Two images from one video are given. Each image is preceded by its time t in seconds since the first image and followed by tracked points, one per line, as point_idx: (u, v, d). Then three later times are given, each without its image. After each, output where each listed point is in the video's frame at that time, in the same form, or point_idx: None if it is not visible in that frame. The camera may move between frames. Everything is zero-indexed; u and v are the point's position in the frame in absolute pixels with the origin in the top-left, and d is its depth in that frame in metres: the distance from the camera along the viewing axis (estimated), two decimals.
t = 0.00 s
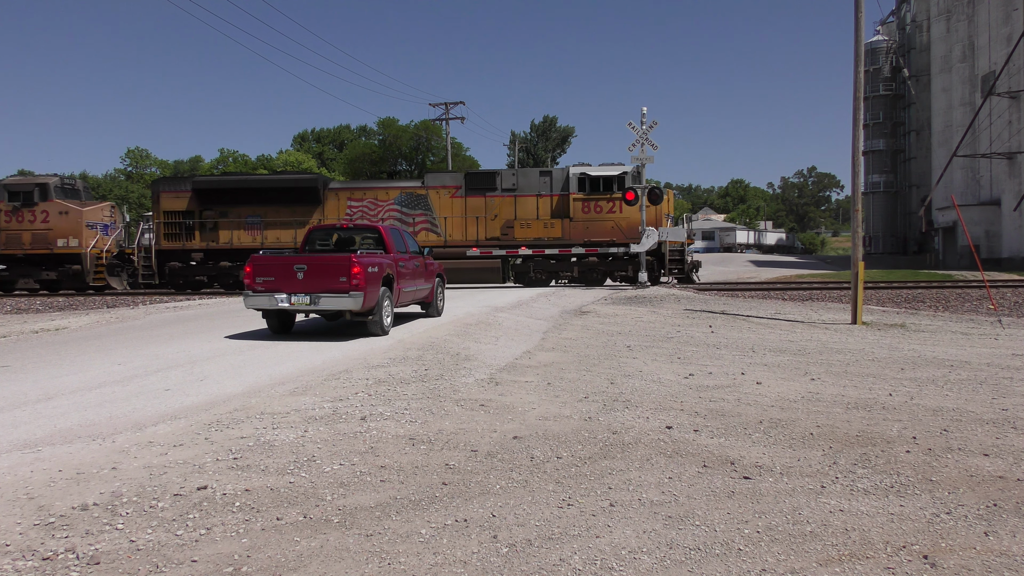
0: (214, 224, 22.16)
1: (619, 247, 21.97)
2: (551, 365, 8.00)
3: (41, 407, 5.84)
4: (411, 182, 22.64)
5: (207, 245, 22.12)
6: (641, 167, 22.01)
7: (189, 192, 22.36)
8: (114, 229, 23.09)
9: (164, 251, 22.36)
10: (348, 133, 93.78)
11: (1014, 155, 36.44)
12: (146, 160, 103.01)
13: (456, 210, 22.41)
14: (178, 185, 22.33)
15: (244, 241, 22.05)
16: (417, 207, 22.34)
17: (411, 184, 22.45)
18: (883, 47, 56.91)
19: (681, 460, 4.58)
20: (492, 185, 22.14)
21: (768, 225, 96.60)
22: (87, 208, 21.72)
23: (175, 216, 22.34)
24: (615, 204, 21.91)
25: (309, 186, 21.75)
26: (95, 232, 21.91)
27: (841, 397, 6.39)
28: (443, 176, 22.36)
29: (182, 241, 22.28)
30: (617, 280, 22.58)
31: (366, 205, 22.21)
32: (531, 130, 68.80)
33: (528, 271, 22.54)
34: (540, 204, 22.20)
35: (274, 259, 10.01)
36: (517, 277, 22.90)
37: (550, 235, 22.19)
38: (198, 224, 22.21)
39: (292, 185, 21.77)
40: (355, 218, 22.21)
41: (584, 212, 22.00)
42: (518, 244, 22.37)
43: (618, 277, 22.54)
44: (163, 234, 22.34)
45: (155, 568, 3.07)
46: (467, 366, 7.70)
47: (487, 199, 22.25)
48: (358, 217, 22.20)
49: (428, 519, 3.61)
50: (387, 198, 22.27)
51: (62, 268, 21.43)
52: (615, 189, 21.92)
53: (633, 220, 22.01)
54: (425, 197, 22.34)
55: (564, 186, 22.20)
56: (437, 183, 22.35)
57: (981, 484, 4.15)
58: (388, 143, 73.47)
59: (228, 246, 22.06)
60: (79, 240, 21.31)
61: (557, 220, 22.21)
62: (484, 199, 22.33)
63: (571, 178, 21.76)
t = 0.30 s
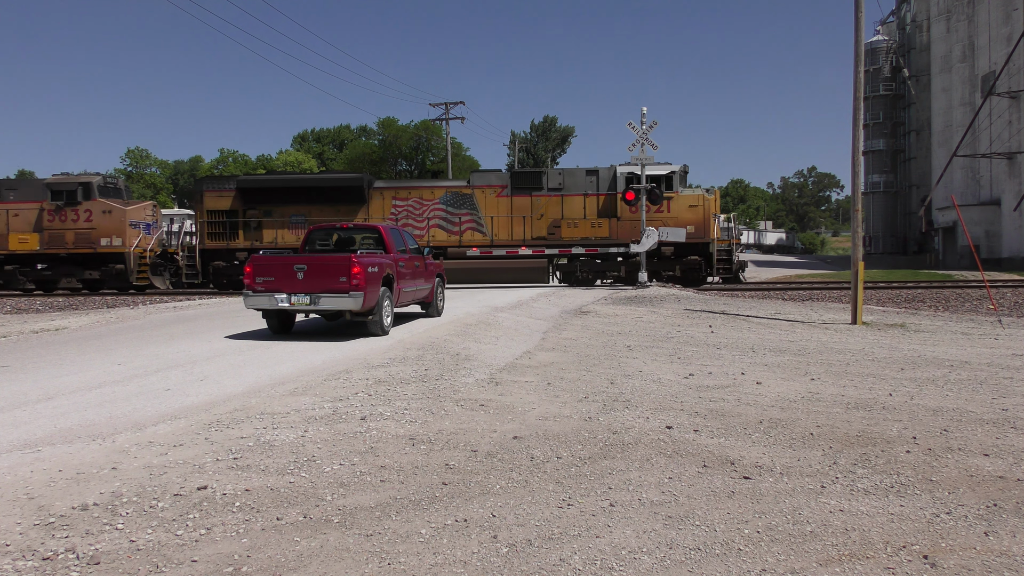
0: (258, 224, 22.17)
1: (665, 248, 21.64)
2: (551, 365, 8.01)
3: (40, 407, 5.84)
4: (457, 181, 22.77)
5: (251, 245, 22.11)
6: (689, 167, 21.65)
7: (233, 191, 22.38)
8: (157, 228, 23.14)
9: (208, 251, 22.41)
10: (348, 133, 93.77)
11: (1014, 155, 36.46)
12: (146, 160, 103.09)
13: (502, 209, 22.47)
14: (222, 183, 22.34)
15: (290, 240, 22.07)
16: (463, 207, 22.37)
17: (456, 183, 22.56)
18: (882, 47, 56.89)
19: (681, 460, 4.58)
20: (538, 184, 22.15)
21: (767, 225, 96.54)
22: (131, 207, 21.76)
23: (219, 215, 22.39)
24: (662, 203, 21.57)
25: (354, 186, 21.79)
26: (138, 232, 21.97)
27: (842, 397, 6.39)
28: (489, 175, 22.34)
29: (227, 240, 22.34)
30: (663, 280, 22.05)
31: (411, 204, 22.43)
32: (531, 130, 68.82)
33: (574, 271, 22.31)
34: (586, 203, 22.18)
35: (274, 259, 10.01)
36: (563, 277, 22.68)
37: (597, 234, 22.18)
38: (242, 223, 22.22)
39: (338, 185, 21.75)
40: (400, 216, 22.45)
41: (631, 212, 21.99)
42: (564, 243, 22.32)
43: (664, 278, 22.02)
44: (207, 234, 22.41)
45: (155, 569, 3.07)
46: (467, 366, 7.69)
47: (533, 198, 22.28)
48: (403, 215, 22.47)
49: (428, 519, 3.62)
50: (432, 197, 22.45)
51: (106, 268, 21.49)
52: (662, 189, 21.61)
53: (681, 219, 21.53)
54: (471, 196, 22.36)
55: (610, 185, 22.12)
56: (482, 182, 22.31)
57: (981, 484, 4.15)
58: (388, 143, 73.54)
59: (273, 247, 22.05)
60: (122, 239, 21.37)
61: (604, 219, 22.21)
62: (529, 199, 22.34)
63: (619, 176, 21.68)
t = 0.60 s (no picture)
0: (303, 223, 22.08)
1: (714, 248, 21.38)
2: (552, 365, 8.01)
3: (41, 407, 5.84)
4: (502, 181, 22.82)
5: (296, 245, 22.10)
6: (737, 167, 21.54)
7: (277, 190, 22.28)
8: (198, 227, 23.25)
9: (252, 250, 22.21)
10: (348, 133, 93.72)
11: (1014, 155, 36.48)
12: (146, 160, 103.08)
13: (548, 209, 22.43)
14: (266, 182, 22.24)
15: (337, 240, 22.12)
16: (508, 206, 22.39)
17: (502, 183, 22.62)
18: (882, 47, 56.84)
19: (681, 460, 4.58)
20: (585, 184, 22.16)
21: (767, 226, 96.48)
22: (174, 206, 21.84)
23: (263, 213, 22.25)
24: (710, 203, 21.39)
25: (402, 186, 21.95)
26: (181, 231, 22.07)
27: (841, 397, 6.39)
28: (534, 175, 22.35)
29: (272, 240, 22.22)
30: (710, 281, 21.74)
31: (456, 204, 22.46)
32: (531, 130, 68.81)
33: (621, 270, 22.19)
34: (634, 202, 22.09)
35: (274, 259, 10.00)
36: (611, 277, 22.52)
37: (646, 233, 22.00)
38: (287, 223, 22.12)
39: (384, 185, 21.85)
40: (446, 216, 22.49)
41: (679, 211, 21.55)
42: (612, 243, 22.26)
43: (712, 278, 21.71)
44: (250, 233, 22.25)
45: (155, 568, 3.07)
46: (467, 366, 7.70)
47: (580, 198, 22.25)
48: (448, 215, 22.49)
49: (428, 519, 3.61)
50: (478, 196, 22.48)
51: (150, 267, 21.65)
52: (711, 189, 21.43)
53: (729, 219, 21.38)
54: (517, 196, 22.38)
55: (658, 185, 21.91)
56: (529, 182, 22.38)
57: (981, 484, 4.15)
58: (388, 143, 73.54)
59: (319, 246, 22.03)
60: (166, 239, 21.46)
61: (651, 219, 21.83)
62: (576, 199, 22.32)
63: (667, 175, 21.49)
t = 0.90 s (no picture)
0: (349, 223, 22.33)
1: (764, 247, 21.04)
2: (552, 365, 8.01)
3: (41, 407, 5.84)
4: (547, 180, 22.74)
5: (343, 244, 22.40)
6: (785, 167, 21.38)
7: (322, 189, 22.40)
8: (241, 226, 23.22)
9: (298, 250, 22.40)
10: (348, 133, 93.68)
11: (1014, 155, 36.50)
12: (145, 161, 103.00)
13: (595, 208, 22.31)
14: (311, 181, 22.34)
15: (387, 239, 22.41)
16: (555, 206, 22.35)
17: (548, 182, 22.52)
18: (882, 47, 56.82)
19: (681, 460, 4.58)
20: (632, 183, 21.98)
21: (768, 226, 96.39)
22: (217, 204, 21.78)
23: (308, 212, 22.33)
24: (760, 203, 21.13)
25: (448, 186, 22.18)
26: (225, 231, 21.97)
27: (841, 397, 6.39)
28: (582, 175, 22.18)
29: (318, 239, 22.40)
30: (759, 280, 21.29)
31: (502, 203, 22.51)
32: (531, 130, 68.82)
33: (669, 270, 21.73)
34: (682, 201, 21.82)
35: (274, 259, 10.01)
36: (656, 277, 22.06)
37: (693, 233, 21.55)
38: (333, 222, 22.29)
39: (431, 184, 22.04)
40: (492, 215, 22.57)
41: (727, 210, 21.33)
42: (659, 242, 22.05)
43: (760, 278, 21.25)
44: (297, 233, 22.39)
45: (155, 568, 3.07)
46: (467, 366, 7.70)
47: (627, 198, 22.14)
48: (494, 215, 22.55)
49: (428, 519, 3.61)
50: (524, 195, 22.48)
51: (195, 267, 21.70)
52: (760, 189, 21.20)
53: (779, 219, 21.14)
54: (564, 196, 22.32)
55: (706, 185, 21.78)
56: (575, 181, 22.25)
57: (981, 484, 4.15)
58: (388, 144, 73.54)
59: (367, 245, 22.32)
60: (210, 238, 21.43)
61: (700, 219, 21.62)
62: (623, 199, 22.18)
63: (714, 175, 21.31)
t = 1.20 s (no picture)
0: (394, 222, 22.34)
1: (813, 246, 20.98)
2: (552, 365, 8.01)
3: (41, 407, 5.83)
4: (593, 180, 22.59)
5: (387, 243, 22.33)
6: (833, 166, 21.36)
7: (367, 188, 22.28)
8: (283, 226, 23.35)
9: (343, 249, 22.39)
10: (348, 133, 93.69)
11: (1014, 155, 36.54)
12: (146, 161, 102.96)
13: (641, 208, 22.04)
14: (356, 181, 22.27)
15: (433, 238, 22.40)
16: (602, 205, 22.20)
17: (595, 181, 22.41)
18: (883, 47, 56.82)
19: (681, 460, 4.58)
20: (679, 182, 21.57)
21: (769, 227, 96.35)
22: (261, 204, 21.90)
23: (354, 211, 22.25)
24: (809, 202, 21.07)
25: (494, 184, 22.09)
26: (268, 230, 22.13)
27: (841, 397, 6.40)
28: (628, 174, 22.17)
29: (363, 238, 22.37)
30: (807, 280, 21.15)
31: (548, 202, 22.44)
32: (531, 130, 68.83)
33: (718, 270, 21.51)
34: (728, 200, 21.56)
35: (274, 259, 10.00)
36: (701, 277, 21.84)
37: (741, 232, 21.31)
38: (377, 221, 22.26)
39: (476, 182, 22.01)
40: (538, 214, 22.51)
41: (776, 210, 21.18)
42: (709, 243, 21.60)
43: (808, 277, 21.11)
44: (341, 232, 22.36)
45: (155, 568, 3.07)
46: (467, 366, 7.70)
47: (674, 197, 21.65)
48: (540, 214, 22.51)
49: (428, 519, 3.61)
50: (571, 195, 22.34)
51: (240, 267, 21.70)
52: (808, 188, 21.10)
53: (827, 218, 21.04)
54: (611, 195, 22.24)
55: (754, 184, 21.68)
56: (621, 180, 22.14)
57: (981, 484, 4.15)
58: (388, 143, 73.50)
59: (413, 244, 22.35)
60: (255, 237, 21.53)
61: (748, 218, 21.39)
62: (670, 198, 21.73)
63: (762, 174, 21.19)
